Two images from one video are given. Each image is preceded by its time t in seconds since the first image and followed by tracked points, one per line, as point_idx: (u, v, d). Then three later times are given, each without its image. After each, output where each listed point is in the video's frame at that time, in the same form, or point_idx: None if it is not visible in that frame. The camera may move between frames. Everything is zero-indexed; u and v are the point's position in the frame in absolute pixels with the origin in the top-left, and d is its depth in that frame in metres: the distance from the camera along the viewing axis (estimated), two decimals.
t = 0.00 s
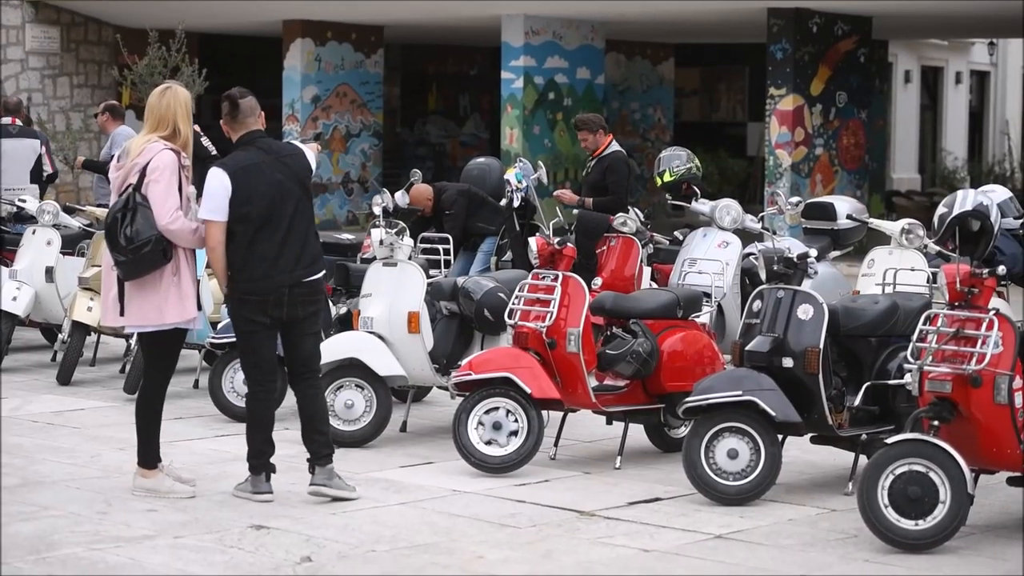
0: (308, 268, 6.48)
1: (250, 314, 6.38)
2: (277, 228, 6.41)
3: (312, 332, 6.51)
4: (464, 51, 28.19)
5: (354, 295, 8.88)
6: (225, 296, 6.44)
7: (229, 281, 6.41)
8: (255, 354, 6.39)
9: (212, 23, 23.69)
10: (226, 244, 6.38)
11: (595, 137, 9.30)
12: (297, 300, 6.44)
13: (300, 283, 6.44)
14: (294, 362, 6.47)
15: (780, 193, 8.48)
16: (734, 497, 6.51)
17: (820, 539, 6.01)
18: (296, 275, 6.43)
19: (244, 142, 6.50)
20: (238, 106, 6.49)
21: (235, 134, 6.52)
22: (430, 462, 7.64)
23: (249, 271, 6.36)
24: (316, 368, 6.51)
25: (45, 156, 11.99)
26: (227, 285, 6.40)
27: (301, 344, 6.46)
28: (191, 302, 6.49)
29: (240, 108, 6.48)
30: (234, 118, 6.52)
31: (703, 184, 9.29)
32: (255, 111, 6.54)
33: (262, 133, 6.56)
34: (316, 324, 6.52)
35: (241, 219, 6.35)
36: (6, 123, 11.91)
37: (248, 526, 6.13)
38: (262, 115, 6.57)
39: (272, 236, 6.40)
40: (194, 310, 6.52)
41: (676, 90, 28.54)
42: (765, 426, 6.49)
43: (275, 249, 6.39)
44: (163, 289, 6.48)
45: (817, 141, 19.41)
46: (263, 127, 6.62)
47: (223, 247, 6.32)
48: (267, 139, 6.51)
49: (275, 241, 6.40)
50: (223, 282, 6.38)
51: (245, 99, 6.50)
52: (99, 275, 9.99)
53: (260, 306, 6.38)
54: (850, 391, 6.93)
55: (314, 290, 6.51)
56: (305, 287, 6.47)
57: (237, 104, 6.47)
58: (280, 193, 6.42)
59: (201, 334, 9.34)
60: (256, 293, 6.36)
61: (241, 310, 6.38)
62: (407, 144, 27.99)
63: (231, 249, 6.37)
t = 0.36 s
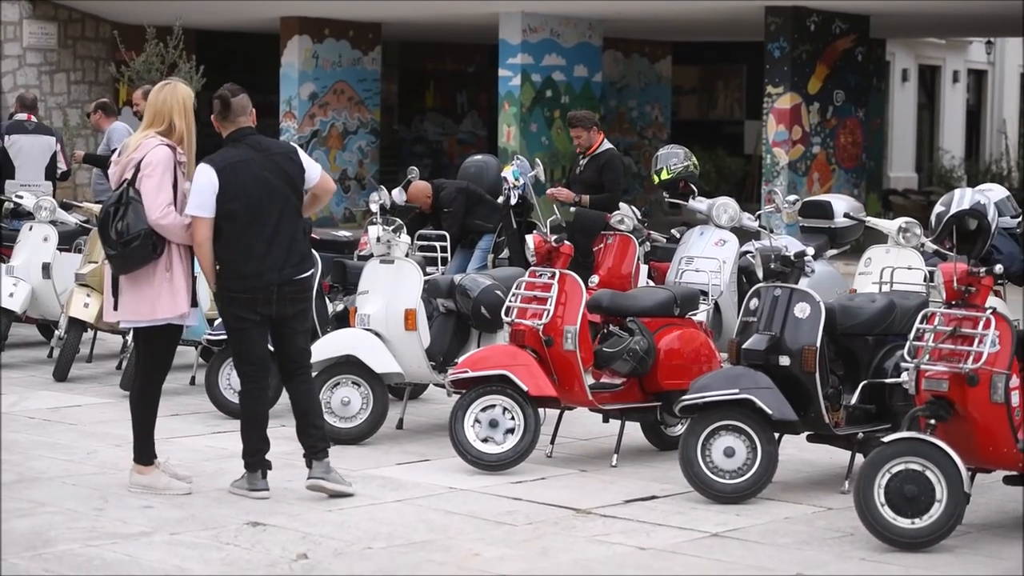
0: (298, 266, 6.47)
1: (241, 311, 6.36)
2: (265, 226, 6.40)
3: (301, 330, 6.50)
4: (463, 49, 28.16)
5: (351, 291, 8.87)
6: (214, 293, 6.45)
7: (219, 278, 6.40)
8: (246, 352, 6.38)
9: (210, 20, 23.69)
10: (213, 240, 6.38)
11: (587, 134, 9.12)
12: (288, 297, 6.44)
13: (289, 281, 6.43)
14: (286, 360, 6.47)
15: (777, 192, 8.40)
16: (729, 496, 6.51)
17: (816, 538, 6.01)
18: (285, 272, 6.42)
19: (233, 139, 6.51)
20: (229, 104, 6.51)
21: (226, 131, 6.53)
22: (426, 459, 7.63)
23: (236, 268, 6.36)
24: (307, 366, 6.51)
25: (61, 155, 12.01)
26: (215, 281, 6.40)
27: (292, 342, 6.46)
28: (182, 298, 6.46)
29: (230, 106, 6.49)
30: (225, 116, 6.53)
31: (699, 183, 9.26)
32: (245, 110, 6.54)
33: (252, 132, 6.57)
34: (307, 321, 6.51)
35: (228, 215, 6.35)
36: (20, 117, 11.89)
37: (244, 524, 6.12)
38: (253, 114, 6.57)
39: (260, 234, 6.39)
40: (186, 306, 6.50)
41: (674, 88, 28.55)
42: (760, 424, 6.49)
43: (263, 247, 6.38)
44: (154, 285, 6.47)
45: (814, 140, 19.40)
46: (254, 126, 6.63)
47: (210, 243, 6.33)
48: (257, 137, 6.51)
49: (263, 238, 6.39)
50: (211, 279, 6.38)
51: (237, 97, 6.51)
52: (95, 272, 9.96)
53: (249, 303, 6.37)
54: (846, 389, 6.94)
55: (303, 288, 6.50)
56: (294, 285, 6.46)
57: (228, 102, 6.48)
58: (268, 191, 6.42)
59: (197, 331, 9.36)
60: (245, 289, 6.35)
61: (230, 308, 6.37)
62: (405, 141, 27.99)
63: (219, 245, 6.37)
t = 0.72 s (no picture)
0: (292, 270, 6.44)
1: (234, 311, 6.38)
2: (258, 228, 6.39)
3: (298, 333, 6.46)
4: (463, 48, 28.14)
5: (352, 291, 8.87)
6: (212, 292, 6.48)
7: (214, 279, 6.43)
8: (241, 353, 6.39)
9: (210, 19, 23.70)
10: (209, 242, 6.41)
11: (567, 134, 9.44)
12: (282, 300, 6.42)
13: (283, 284, 6.41)
14: (283, 362, 6.46)
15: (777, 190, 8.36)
16: (731, 494, 6.51)
17: (817, 537, 6.01)
18: (277, 275, 6.40)
19: (233, 139, 6.50)
20: (234, 102, 6.50)
21: (230, 128, 6.53)
22: (427, 459, 7.64)
23: (229, 269, 6.37)
24: (308, 367, 6.49)
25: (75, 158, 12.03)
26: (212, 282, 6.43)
27: (289, 344, 6.43)
28: (183, 298, 6.46)
29: (235, 103, 6.49)
30: (230, 114, 6.52)
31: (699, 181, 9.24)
32: (250, 110, 6.54)
33: (255, 132, 6.55)
34: (304, 324, 6.47)
35: (221, 217, 6.37)
36: (38, 117, 11.93)
37: (245, 523, 6.12)
38: (257, 114, 6.56)
39: (253, 236, 6.37)
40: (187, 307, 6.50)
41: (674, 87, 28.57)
42: (761, 423, 6.49)
43: (255, 249, 6.37)
44: (155, 286, 6.46)
45: (815, 138, 19.40)
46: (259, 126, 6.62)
47: (206, 244, 6.38)
48: (255, 139, 6.49)
49: (255, 241, 6.37)
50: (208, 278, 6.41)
51: (242, 95, 6.51)
52: (97, 272, 9.97)
53: (242, 305, 6.37)
54: (848, 388, 6.94)
55: (299, 291, 6.47)
56: (288, 288, 6.43)
57: (233, 100, 6.47)
58: (261, 193, 6.40)
59: (199, 332, 9.36)
60: (237, 291, 6.36)
61: (225, 309, 6.39)
62: (406, 141, 28.01)
63: (214, 247, 6.40)
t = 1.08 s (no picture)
0: (297, 266, 6.41)
1: (241, 309, 6.39)
2: (262, 225, 6.38)
3: (307, 329, 6.43)
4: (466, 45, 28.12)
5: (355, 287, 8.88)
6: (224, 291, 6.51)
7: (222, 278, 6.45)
8: (248, 350, 6.39)
9: (213, 16, 23.71)
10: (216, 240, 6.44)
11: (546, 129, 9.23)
12: (289, 295, 6.40)
13: (289, 280, 6.39)
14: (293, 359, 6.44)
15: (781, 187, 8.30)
16: (734, 490, 6.51)
17: (820, 533, 6.00)
18: (283, 271, 6.38)
19: (238, 137, 6.49)
20: (238, 99, 6.49)
21: (235, 126, 6.53)
22: (430, 455, 7.64)
23: (235, 267, 6.38)
24: (318, 364, 6.47)
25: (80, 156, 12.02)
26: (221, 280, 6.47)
27: (299, 341, 6.41)
28: (188, 296, 6.47)
29: (239, 101, 6.48)
30: (235, 111, 6.52)
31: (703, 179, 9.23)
32: (255, 107, 6.53)
33: (260, 129, 6.55)
34: (314, 320, 6.45)
35: (225, 215, 6.38)
36: (44, 113, 11.90)
37: (249, 520, 6.13)
38: (263, 112, 6.55)
39: (256, 233, 6.38)
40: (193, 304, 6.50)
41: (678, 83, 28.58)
42: (765, 419, 6.49)
43: (259, 246, 6.37)
44: (161, 282, 6.46)
45: (818, 135, 19.40)
46: (265, 123, 6.60)
47: (214, 243, 6.40)
48: (259, 136, 6.48)
49: (259, 237, 6.37)
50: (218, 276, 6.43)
51: (246, 93, 6.50)
52: (100, 269, 9.92)
53: (249, 302, 6.38)
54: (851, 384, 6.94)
55: (307, 286, 6.44)
56: (296, 284, 6.41)
57: (236, 97, 6.45)
58: (263, 190, 6.39)
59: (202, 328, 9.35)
60: (242, 290, 6.37)
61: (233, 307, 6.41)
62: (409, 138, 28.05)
63: (220, 245, 6.42)
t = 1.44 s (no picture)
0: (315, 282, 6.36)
1: (256, 321, 6.33)
2: (284, 238, 6.34)
3: (321, 344, 6.37)
4: (467, 55, 28.12)
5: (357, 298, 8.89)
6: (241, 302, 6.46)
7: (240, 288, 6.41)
8: (260, 365, 6.35)
9: (214, 27, 23.74)
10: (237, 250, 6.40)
11: (524, 142, 8.87)
12: (306, 311, 6.34)
13: (307, 296, 6.34)
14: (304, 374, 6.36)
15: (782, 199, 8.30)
16: (735, 503, 6.50)
17: (822, 545, 6.00)
18: (301, 287, 6.33)
19: (269, 147, 6.46)
20: (273, 111, 6.46)
21: (267, 135, 6.50)
22: (432, 467, 7.63)
23: (254, 278, 6.34)
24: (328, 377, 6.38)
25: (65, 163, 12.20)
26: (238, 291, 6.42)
27: (311, 356, 6.34)
28: (192, 307, 6.48)
29: (273, 112, 6.44)
30: (269, 121, 6.48)
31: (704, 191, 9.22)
32: (290, 120, 6.48)
33: (292, 143, 6.51)
34: (330, 336, 6.39)
35: (248, 226, 6.35)
36: (32, 124, 12.03)
37: (250, 531, 6.13)
38: (297, 125, 6.51)
39: (278, 246, 6.34)
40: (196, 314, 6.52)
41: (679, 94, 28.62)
42: (766, 431, 6.49)
43: (279, 260, 6.32)
44: (164, 293, 6.46)
45: (820, 146, 19.41)
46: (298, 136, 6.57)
47: (234, 253, 6.37)
48: (291, 149, 6.45)
49: (280, 251, 6.33)
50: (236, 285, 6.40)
51: (281, 104, 6.47)
52: (101, 280, 9.95)
53: (265, 316, 6.33)
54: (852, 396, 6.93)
55: (324, 304, 6.38)
56: (313, 300, 6.35)
57: (272, 109, 6.42)
58: (289, 203, 6.35)
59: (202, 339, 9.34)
60: (258, 302, 6.32)
61: (248, 319, 6.36)
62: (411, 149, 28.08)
63: (240, 256, 6.39)
